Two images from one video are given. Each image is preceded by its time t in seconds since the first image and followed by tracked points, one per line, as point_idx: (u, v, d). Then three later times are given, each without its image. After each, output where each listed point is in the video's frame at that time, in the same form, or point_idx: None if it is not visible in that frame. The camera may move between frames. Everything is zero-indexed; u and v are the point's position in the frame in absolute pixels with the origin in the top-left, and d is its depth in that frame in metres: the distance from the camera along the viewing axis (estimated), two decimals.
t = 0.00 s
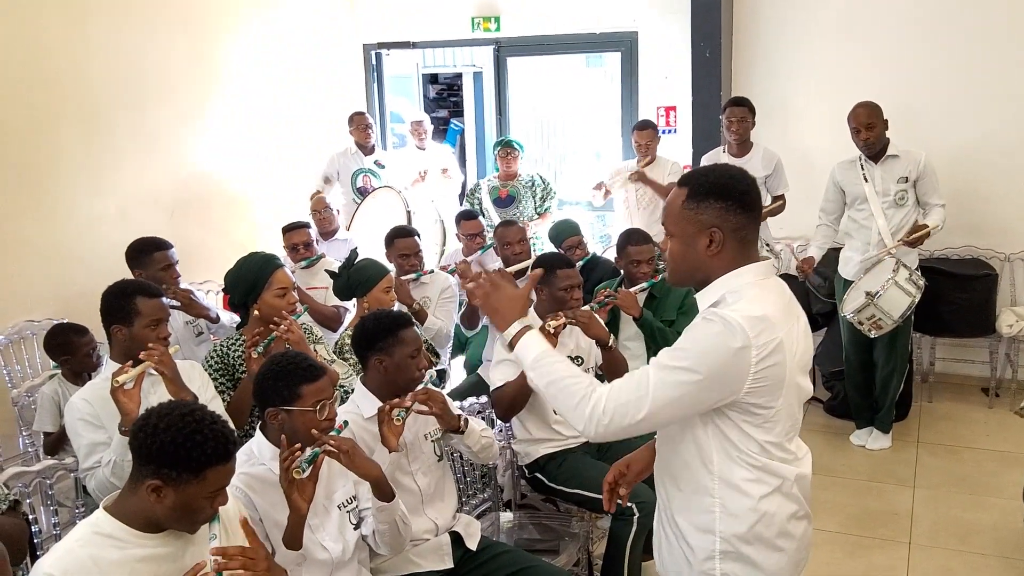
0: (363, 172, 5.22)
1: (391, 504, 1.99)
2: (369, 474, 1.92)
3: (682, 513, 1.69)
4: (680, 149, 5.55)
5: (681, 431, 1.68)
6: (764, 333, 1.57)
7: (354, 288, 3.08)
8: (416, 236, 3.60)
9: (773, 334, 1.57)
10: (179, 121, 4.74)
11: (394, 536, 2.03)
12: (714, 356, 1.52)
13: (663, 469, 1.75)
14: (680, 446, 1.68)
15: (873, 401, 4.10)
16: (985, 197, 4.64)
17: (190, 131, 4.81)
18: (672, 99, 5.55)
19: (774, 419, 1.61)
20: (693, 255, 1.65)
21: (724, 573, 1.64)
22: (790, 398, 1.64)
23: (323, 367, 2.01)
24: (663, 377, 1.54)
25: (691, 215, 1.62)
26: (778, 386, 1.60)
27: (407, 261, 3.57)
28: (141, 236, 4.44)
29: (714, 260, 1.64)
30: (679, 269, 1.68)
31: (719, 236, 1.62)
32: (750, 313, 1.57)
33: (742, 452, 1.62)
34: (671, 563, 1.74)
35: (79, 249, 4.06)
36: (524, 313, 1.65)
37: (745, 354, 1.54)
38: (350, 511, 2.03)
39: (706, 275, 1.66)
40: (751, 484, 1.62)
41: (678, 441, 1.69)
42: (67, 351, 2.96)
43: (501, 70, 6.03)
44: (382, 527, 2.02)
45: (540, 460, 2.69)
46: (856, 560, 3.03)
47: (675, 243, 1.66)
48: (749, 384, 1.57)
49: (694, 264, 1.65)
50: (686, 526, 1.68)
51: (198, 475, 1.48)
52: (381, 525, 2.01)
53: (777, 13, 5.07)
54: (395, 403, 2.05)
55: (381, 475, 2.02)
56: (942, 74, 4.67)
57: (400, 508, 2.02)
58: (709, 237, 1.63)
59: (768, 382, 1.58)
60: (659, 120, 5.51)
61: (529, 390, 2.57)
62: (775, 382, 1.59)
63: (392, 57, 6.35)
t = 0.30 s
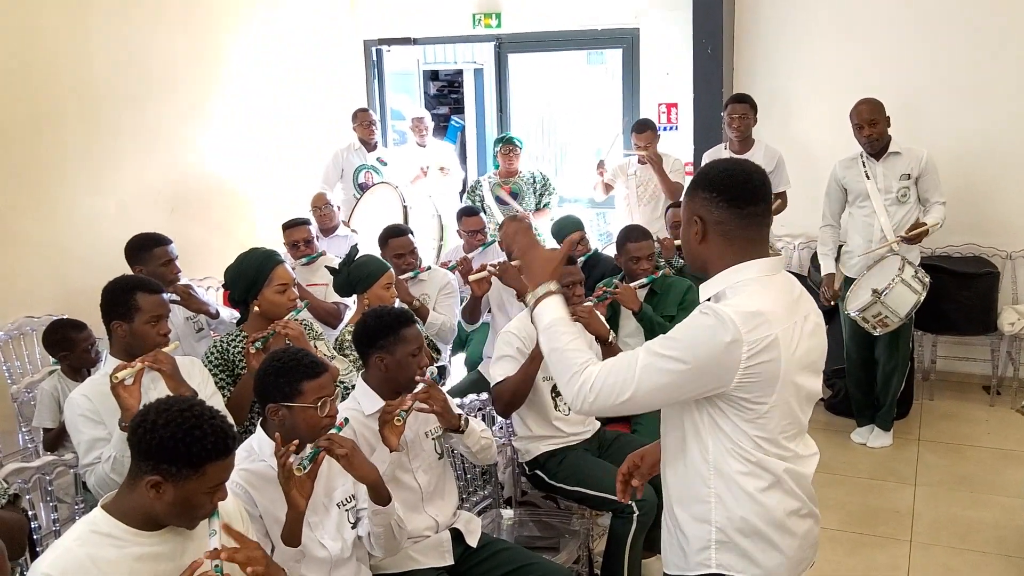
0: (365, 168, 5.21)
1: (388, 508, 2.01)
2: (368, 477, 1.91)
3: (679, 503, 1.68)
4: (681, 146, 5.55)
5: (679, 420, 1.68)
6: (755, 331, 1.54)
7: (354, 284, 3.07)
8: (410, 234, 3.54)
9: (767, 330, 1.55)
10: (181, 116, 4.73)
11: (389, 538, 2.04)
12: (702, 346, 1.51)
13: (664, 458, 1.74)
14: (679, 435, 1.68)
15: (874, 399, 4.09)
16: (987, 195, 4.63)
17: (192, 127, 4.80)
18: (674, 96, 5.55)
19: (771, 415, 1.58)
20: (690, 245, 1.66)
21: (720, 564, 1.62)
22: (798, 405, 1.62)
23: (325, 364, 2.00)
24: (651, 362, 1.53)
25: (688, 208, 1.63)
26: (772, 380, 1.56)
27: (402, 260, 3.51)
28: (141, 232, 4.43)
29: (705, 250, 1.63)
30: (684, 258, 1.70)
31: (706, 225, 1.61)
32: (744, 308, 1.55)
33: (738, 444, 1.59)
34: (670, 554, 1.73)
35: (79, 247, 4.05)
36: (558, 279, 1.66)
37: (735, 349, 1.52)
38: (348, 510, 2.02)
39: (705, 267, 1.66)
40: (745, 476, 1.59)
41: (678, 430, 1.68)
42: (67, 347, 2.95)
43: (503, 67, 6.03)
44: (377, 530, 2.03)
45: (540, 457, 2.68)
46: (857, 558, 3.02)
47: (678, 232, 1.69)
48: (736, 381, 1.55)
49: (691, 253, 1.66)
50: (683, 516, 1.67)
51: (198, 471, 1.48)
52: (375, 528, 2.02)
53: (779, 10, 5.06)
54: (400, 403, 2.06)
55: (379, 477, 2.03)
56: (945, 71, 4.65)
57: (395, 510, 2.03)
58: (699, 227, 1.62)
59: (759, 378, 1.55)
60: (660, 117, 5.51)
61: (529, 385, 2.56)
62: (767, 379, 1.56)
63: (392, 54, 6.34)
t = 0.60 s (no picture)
0: (363, 165, 5.21)
1: (386, 505, 1.98)
2: (366, 474, 1.91)
3: (675, 482, 1.66)
4: (681, 144, 5.55)
5: (678, 398, 1.66)
6: (742, 317, 1.53)
7: (354, 281, 3.07)
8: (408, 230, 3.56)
9: (753, 318, 1.53)
10: (181, 113, 4.73)
11: (386, 535, 2.01)
12: (686, 328, 1.52)
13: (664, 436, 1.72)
14: (678, 413, 1.66)
15: (873, 396, 4.09)
16: (987, 193, 4.63)
17: (192, 125, 4.80)
18: (674, 93, 5.54)
19: (765, 402, 1.55)
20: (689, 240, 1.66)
21: (711, 544, 1.60)
22: (798, 400, 1.59)
23: (324, 360, 2.00)
24: (638, 330, 1.55)
25: (690, 199, 1.63)
26: (754, 372, 1.54)
27: (400, 256, 3.52)
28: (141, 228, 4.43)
29: (701, 243, 1.63)
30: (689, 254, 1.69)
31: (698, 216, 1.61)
32: (729, 295, 1.54)
33: (733, 424, 1.57)
34: (665, 534, 1.71)
35: (81, 243, 4.06)
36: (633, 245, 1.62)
37: (716, 336, 1.52)
38: (346, 505, 2.04)
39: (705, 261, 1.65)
40: (739, 457, 1.57)
41: (677, 408, 1.66)
42: (66, 343, 2.95)
43: (502, 63, 6.02)
44: (374, 526, 2.00)
45: (538, 454, 2.68)
46: (855, 555, 3.02)
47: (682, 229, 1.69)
48: (719, 363, 1.54)
49: (692, 248, 1.66)
50: (677, 495, 1.65)
51: (193, 464, 1.48)
52: (372, 524, 2.00)
53: (780, 7, 5.05)
54: (396, 401, 2.05)
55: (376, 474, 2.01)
56: (946, 68, 4.65)
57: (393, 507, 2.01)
58: (695, 219, 1.62)
59: (743, 367, 1.54)
60: (660, 115, 5.50)
61: (527, 381, 2.55)
62: (751, 368, 1.54)
63: (393, 50, 6.34)
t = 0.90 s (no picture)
0: (362, 157, 5.19)
1: (383, 495, 1.98)
2: (363, 465, 1.91)
3: (676, 466, 1.64)
4: (681, 136, 5.53)
5: (682, 381, 1.65)
6: (746, 300, 1.52)
7: (352, 272, 3.06)
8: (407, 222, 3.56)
9: (754, 302, 1.52)
10: (178, 104, 4.70)
11: (384, 524, 2.02)
12: (689, 309, 1.53)
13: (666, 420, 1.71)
14: (681, 395, 1.64)
15: (874, 388, 4.09)
16: (987, 186, 4.62)
17: (189, 117, 4.77)
18: (675, 85, 5.52)
19: (766, 387, 1.54)
20: (695, 230, 1.64)
21: (712, 528, 1.59)
22: (800, 387, 1.58)
23: (322, 352, 1.99)
24: (644, 312, 1.59)
25: (693, 187, 1.62)
26: (754, 355, 1.53)
27: (400, 248, 3.52)
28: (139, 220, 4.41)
29: (709, 231, 1.62)
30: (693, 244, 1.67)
31: (709, 206, 1.60)
32: (737, 279, 1.53)
33: (738, 408, 1.56)
34: (664, 518, 1.69)
35: (78, 234, 4.04)
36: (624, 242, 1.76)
37: (717, 313, 1.52)
38: (343, 495, 2.05)
39: (710, 250, 1.64)
40: (743, 441, 1.56)
41: (681, 390, 1.64)
42: (64, 333, 2.95)
43: (501, 55, 6.00)
44: (372, 516, 2.01)
45: (537, 445, 2.67)
46: (855, 547, 3.01)
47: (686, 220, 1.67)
48: (719, 347, 1.54)
49: (698, 238, 1.64)
50: (678, 478, 1.64)
51: (190, 454, 1.46)
52: (370, 514, 2.00)
53: None
54: (392, 394, 2.03)
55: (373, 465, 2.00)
56: (948, 60, 4.63)
57: (390, 498, 2.01)
58: (704, 208, 1.61)
59: (742, 349, 1.53)
60: (660, 107, 5.48)
61: (526, 372, 2.54)
62: (751, 351, 1.52)
63: (392, 42, 6.29)
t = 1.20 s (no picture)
0: (364, 142, 5.17)
1: (382, 480, 1.97)
2: (362, 449, 1.90)
3: (681, 445, 1.63)
4: (685, 122, 5.49)
5: (687, 359, 1.63)
6: (755, 273, 1.51)
7: (353, 255, 3.05)
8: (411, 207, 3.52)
9: (760, 275, 1.51)
10: (178, 86, 4.67)
11: (383, 508, 2.00)
12: (694, 283, 1.52)
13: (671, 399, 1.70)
14: (687, 373, 1.63)
15: (877, 375, 4.08)
16: (994, 173, 4.59)
17: (189, 100, 4.74)
18: (679, 71, 5.49)
19: (774, 363, 1.52)
20: (705, 205, 1.62)
21: (717, 507, 1.58)
22: (807, 365, 1.56)
23: (324, 333, 1.98)
24: (650, 287, 1.57)
25: (698, 164, 1.60)
26: (760, 329, 1.51)
27: (403, 233, 3.49)
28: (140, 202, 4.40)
29: (722, 206, 1.60)
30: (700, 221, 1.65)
31: (723, 181, 1.58)
32: (743, 252, 1.52)
33: (742, 385, 1.55)
34: (670, 497, 1.68)
35: (80, 215, 4.03)
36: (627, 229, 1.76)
37: (722, 287, 1.51)
38: (343, 477, 2.03)
39: (720, 225, 1.62)
40: (748, 418, 1.55)
41: (686, 368, 1.63)
42: (63, 313, 2.93)
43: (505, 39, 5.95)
44: (371, 500, 1.99)
45: (538, 429, 2.65)
46: (857, 533, 3.01)
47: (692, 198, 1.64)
48: (725, 321, 1.53)
49: (708, 214, 1.62)
50: (684, 457, 1.63)
51: (193, 434, 1.45)
52: (369, 498, 1.98)
53: None
54: (395, 372, 2.02)
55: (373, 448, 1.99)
56: (955, 46, 4.59)
57: (389, 483, 2.00)
58: (716, 183, 1.58)
59: (746, 322, 1.51)
60: (664, 92, 5.45)
61: (528, 355, 2.52)
62: (757, 324, 1.51)
63: (394, 26, 6.22)
